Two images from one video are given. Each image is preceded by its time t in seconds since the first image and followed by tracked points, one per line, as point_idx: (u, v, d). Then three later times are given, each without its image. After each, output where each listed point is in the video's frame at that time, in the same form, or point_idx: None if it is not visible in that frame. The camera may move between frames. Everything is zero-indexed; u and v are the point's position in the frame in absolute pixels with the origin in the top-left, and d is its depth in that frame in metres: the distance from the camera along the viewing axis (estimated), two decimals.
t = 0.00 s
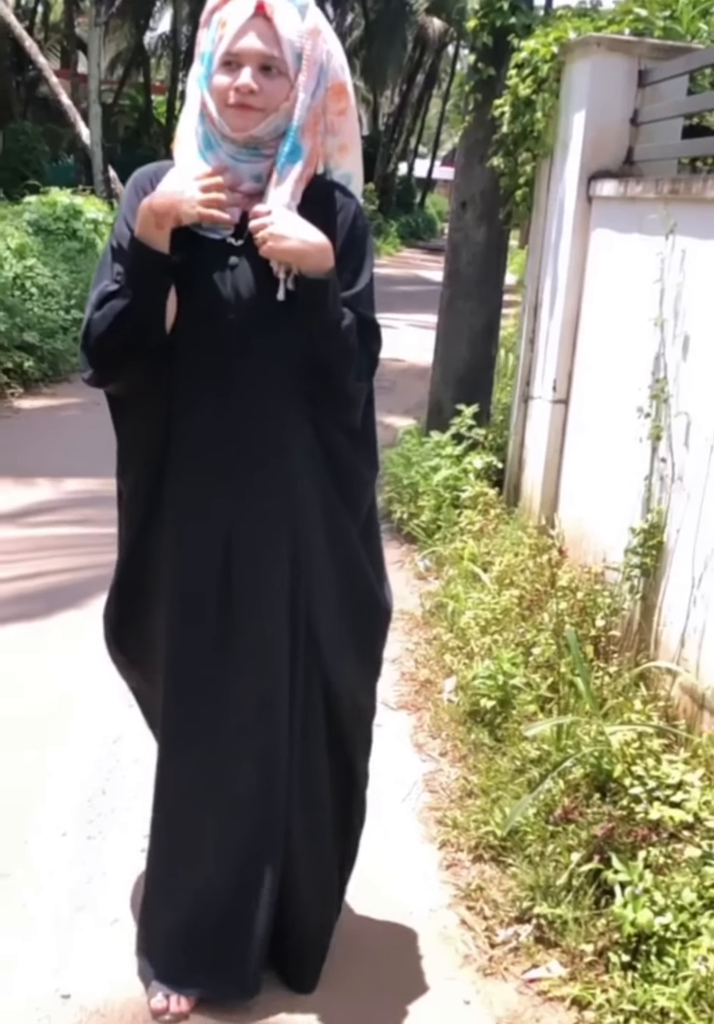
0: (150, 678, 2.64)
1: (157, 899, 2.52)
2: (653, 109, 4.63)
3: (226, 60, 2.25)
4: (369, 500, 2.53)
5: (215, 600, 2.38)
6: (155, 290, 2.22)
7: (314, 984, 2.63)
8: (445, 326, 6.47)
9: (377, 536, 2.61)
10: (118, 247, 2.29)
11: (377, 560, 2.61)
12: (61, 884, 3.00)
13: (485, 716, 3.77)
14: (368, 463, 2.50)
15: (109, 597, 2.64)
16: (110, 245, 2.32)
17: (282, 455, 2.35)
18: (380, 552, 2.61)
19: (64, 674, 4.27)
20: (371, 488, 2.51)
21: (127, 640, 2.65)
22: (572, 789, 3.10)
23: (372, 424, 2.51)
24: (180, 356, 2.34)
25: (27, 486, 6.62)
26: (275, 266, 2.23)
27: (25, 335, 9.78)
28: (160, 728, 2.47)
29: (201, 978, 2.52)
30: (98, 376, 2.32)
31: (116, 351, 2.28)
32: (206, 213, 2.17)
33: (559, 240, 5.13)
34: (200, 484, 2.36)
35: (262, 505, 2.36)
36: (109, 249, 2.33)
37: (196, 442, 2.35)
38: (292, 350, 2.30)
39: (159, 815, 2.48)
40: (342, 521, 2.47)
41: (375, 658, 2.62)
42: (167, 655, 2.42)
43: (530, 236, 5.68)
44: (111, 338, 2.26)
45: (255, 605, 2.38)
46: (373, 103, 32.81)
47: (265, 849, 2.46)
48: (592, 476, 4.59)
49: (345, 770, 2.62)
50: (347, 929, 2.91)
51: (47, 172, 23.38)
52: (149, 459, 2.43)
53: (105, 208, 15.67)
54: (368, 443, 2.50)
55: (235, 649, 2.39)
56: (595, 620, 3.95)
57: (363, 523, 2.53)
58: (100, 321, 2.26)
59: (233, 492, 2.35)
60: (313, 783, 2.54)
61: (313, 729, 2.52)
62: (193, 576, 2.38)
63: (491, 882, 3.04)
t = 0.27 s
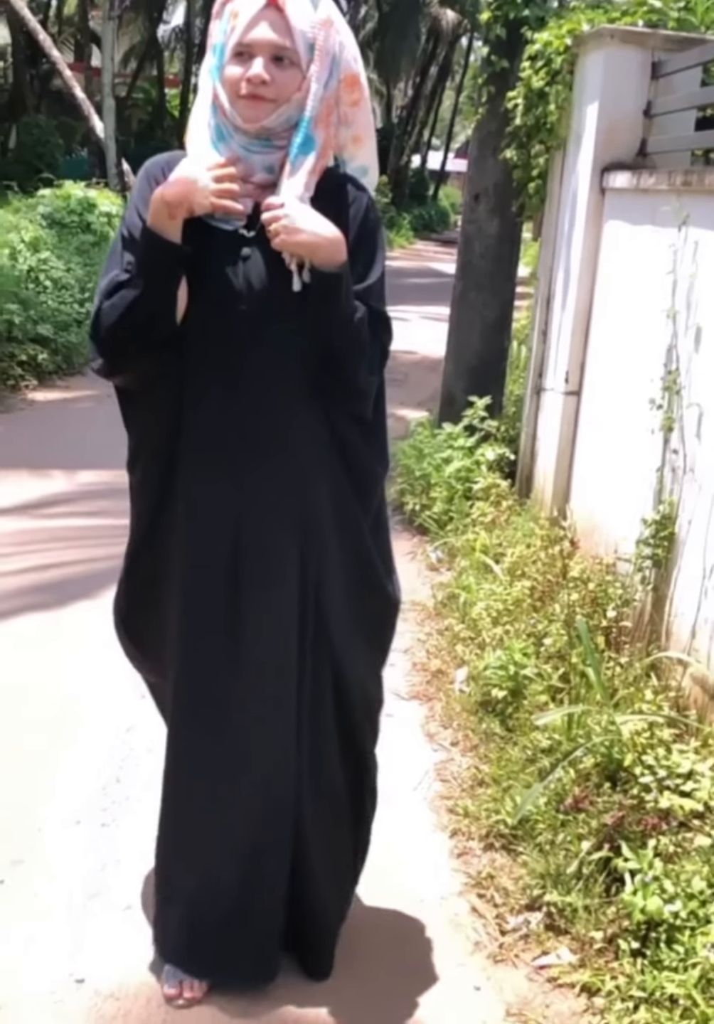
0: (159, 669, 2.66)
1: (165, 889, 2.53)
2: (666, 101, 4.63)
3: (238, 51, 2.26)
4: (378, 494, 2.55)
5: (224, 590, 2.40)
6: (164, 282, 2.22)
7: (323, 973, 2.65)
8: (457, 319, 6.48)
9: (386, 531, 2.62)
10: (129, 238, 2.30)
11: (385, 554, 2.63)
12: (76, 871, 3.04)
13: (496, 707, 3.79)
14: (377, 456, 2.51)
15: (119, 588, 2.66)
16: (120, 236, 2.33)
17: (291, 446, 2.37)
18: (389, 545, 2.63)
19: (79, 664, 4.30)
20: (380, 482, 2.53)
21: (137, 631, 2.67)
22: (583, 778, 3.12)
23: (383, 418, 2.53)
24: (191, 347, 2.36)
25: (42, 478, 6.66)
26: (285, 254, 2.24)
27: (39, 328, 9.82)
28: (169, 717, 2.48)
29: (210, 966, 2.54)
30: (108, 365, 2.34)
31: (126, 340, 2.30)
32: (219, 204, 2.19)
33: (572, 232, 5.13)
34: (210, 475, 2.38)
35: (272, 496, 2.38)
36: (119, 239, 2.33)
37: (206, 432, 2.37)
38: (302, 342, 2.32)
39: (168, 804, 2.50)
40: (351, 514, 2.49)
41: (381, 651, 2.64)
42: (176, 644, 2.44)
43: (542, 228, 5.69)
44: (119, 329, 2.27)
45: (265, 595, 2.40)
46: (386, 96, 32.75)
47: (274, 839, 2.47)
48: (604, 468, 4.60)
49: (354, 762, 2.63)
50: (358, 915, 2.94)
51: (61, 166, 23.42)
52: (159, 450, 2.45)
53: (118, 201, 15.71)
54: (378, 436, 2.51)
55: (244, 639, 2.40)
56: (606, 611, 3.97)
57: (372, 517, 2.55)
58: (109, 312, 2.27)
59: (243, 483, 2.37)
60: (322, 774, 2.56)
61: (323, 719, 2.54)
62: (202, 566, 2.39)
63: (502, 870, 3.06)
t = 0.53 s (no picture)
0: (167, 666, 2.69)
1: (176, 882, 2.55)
2: (678, 101, 4.63)
3: (248, 48, 2.28)
4: (386, 491, 2.57)
5: (233, 587, 2.42)
6: (173, 277, 2.24)
7: (337, 968, 2.66)
8: (467, 317, 6.50)
9: (392, 527, 2.65)
10: (138, 232, 2.32)
11: (392, 552, 2.65)
12: (87, 863, 3.06)
13: (504, 704, 3.81)
14: (384, 454, 2.54)
15: (127, 586, 2.68)
16: (130, 229, 2.35)
17: (300, 443, 2.39)
18: (394, 542, 2.65)
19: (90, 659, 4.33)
20: (388, 479, 2.55)
21: (145, 629, 2.69)
22: (591, 775, 3.13)
23: (391, 417, 2.55)
24: (202, 345, 2.38)
25: (54, 475, 6.69)
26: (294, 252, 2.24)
27: (51, 325, 9.86)
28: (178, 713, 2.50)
29: (221, 958, 2.56)
30: (115, 362, 2.36)
31: (137, 335, 2.31)
32: (230, 198, 2.21)
33: (583, 232, 5.14)
34: (219, 473, 2.40)
35: (281, 493, 2.40)
36: (128, 233, 2.36)
37: (216, 430, 2.39)
38: (312, 339, 2.34)
39: (177, 800, 2.52)
40: (358, 511, 2.51)
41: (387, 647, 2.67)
42: (186, 641, 2.46)
43: (553, 227, 5.70)
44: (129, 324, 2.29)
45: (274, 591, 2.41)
46: (397, 94, 32.74)
47: (284, 833, 2.49)
48: (613, 466, 4.61)
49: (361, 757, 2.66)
50: (366, 909, 2.96)
51: (73, 164, 23.48)
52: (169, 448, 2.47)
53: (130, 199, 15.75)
54: (385, 434, 2.54)
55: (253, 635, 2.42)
56: (615, 610, 3.98)
57: (379, 515, 2.57)
58: (119, 306, 2.29)
59: (252, 480, 2.39)
60: (330, 770, 2.58)
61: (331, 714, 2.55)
62: (212, 563, 2.41)
63: (510, 865, 3.08)
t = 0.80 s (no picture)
0: (171, 665, 2.71)
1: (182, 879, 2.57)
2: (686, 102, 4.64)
3: (256, 47, 2.28)
4: (389, 491, 2.59)
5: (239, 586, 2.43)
6: (181, 274, 2.25)
7: (345, 964, 2.68)
8: (475, 318, 6.51)
9: (395, 526, 2.67)
10: (145, 229, 2.35)
11: (394, 551, 2.67)
12: (95, 858, 3.09)
13: (510, 703, 3.82)
14: (388, 454, 2.55)
15: (131, 585, 2.70)
16: (136, 227, 2.37)
17: (305, 443, 2.41)
18: (397, 542, 2.67)
19: (98, 657, 4.35)
20: (391, 479, 2.57)
21: (149, 628, 2.71)
22: (596, 774, 3.15)
23: (395, 417, 2.58)
24: (208, 345, 2.40)
25: (63, 473, 6.72)
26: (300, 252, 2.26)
27: (61, 324, 9.90)
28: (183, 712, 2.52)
29: (228, 953, 2.58)
30: (122, 358, 2.35)
31: (143, 335, 2.32)
32: (239, 198, 2.23)
33: (591, 232, 5.15)
34: (225, 472, 2.42)
35: (286, 492, 2.42)
36: (135, 230, 2.37)
37: (222, 430, 2.40)
38: (318, 339, 2.36)
39: (182, 797, 2.54)
40: (362, 510, 2.53)
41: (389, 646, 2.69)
42: (191, 640, 2.48)
43: (561, 228, 5.71)
44: (135, 321, 2.30)
45: (279, 589, 2.43)
46: (407, 94, 32.74)
47: (289, 830, 2.50)
48: (620, 467, 4.62)
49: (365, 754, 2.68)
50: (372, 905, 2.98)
51: (83, 163, 23.54)
52: (174, 448, 2.49)
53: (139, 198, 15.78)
54: (389, 433, 2.56)
55: (258, 634, 2.44)
56: (621, 610, 3.99)
57: (382, 514, 2.59)
58: (125, 303, 2.30)
59: (257, 480, 2.41)
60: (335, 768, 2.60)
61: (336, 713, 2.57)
62: (218, 562, 2.43)
63: (514, 864, 3.10)
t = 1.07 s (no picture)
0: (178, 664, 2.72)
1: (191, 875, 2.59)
2: (697, 102, 4.67)
3: (264, 47, 2.28)
4: (398, 491, 2.60)
5: (247, 584, 2.44)
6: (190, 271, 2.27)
7: (356, 961, 2.69)
8: (486, 316, 6.52)
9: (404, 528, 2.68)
10: (154, 228, 2.36)
11: (402, 552, 2.68)
12: (107, 853, 3.11)
13: (520, 701, 3.83)
14: (396, 454, 2.57)
15: (137, 584, 2.71)
16: (145, 226, 2.39)
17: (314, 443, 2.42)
18: (404, 542, 2.68)
19: (109, 653, 4.37)
20: (400, 479, 2.58)
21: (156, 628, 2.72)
22: (605, 773, 3.16)
23: (404, 418, 2.59)
24: (218, 345, 2.41)
25: (74, 471, 6.75)
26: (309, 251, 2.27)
27: (72, 322, 9.93)
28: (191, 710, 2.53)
29: (237, 948, 2.60)
30: (129, 354, 2.36)
31: (153, 335, 2.33)
32: (249, 196, 2.25)
33: (601, 232, 5.15)
34: (234, 471, 2.43)
35: (296, 490, 2.43)
36: (144, 230, 2.39)
37: (231, 429, 2.42)
38: (327, 339, 2.37)
39: (190, 793, 2.55)
40: (370, 511, 2.55)
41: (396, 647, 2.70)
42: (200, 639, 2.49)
43: (572, 227, 5.71)
44: (144, 319, 2.31)
45: (288, 588, 2.44)
46: (417, 92, 32.72)
47: (298, 828, 2.52)
48: (630, 466, 4.63)
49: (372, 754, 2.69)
50: (382, 901, 2.99)
51: (94, 162, 23.59)
52: (183, 446, 2.50)
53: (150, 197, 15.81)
54: (398, 434, 2.57)
55: (267, 632, 2.45)
56: (631, 610, 4.00)
57: (391, 515, 2.60)
58: (135, 301, 2.32)
59: (267, 479, 2.42)
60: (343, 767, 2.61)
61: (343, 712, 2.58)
62: (227, 560, 2.44)
63: (523, 861, 3.11)
